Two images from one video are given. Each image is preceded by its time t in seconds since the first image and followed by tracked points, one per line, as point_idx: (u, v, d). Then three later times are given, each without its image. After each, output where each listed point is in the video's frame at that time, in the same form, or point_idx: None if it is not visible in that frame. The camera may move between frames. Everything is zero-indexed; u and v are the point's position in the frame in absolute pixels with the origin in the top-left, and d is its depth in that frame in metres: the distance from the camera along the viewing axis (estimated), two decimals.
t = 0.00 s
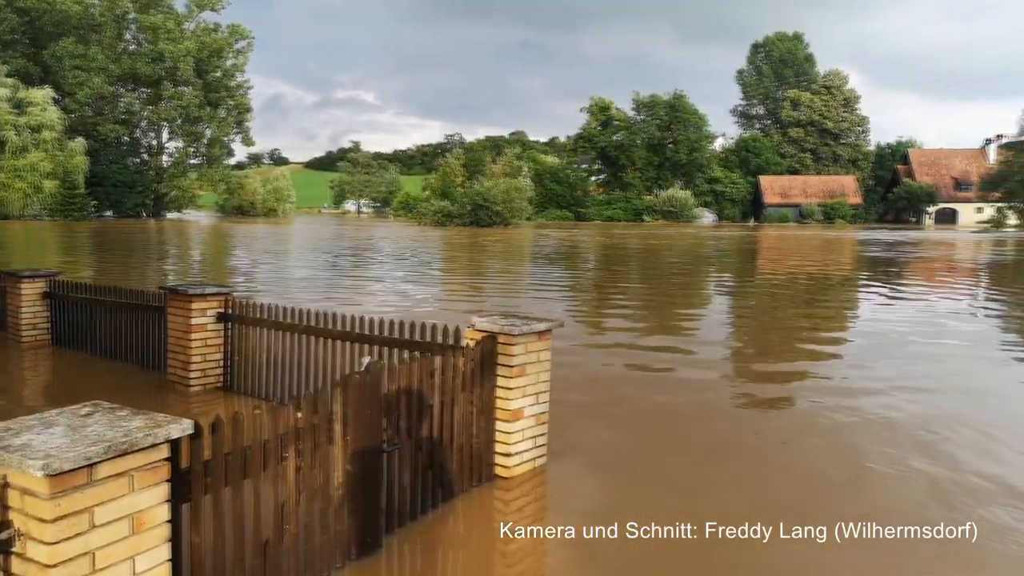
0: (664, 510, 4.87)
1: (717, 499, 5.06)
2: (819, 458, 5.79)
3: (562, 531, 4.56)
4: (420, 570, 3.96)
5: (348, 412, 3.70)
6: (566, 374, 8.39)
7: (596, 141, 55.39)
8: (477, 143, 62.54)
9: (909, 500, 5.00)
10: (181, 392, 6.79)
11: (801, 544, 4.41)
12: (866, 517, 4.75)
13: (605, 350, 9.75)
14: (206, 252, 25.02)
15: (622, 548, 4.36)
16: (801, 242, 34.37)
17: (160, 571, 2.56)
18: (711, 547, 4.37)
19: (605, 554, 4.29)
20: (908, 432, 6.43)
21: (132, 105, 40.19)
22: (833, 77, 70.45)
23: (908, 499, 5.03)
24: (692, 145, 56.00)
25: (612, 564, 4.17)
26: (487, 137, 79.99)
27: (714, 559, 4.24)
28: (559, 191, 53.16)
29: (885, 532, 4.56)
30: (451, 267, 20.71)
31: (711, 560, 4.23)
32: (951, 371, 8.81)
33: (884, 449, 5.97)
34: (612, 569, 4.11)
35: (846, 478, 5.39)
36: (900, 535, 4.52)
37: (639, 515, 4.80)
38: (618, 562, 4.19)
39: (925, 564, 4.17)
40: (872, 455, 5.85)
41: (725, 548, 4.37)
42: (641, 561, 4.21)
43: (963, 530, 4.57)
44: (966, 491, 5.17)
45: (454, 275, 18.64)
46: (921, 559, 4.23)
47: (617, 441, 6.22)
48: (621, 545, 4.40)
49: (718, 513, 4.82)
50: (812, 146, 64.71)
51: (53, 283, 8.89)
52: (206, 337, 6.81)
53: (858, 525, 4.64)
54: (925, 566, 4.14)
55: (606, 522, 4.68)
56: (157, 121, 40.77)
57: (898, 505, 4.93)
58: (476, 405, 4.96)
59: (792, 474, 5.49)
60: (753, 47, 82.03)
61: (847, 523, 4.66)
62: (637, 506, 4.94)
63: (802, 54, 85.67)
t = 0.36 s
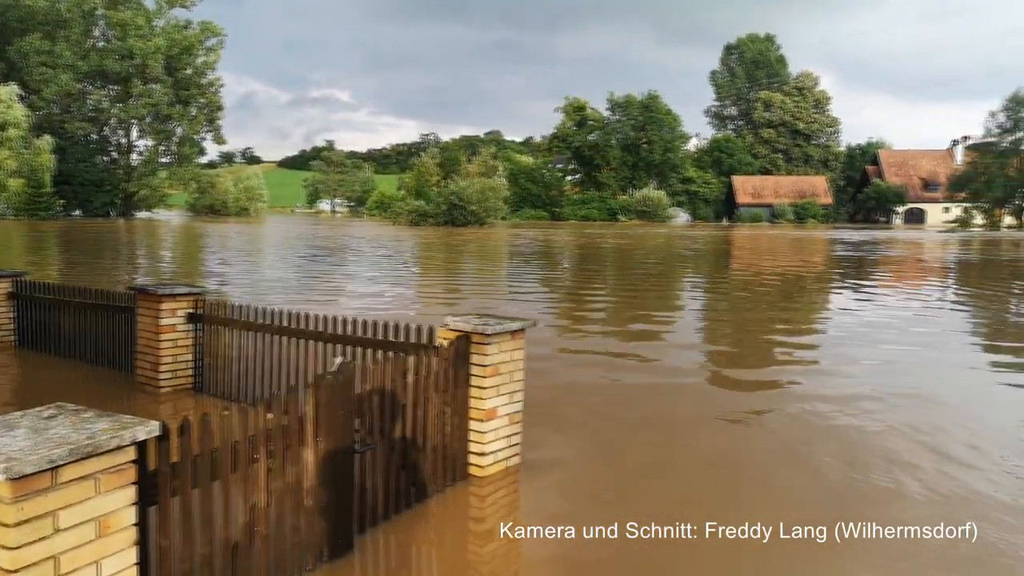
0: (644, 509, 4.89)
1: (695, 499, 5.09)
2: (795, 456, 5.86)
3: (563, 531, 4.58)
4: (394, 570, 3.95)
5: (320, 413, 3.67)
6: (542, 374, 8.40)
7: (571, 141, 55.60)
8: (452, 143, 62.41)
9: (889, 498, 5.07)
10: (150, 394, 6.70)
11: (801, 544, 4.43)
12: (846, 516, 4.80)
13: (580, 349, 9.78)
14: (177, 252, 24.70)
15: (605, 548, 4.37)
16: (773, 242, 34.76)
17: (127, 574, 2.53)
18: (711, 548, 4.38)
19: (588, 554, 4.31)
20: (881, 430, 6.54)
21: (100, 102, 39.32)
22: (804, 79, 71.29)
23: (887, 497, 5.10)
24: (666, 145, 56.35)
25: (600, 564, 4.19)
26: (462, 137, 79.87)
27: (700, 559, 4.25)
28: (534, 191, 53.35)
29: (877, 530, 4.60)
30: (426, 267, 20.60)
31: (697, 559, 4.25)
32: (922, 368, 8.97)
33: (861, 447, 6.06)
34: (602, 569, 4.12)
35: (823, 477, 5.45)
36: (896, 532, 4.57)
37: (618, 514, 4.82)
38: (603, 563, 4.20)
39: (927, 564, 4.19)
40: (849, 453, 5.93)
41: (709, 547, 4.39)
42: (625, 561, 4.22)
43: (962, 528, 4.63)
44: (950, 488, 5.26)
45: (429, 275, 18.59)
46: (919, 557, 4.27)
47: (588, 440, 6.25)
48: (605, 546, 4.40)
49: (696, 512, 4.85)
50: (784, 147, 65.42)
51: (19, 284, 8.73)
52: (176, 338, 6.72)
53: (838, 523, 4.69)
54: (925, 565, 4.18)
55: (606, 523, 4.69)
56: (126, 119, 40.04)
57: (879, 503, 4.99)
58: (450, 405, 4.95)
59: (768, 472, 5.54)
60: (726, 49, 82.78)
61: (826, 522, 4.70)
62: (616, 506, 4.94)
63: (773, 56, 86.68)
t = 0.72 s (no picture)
0: (630, 509, 4.91)
1: (669, 498, 5.12)
2: (767, 454, 5.92)
3: (561, 531, 4.59)
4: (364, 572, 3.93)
5: (287, 414, 3.63)
6: (514, 374, 8.39)
7: (543, 141, 55.70)
8: (425, 142, 62.19)
9: (867, 496, 5.13)
10: (115, 397, 6.58)
11: (801, 544, 4.45)
12: (819, 514, 4.84)
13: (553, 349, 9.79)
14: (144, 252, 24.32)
15: (583, 549, 4.37)
16: (743, 241, 35.13)
17: None
18: (711, 548, 4.39)
19: (566, 555, 4.30)
20: (849, 426, 6.65)
21: (64, 100, 38.30)
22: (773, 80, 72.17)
23: (864, 494, 5.16)
24: (638, 145, 56.68)
25: (588, 566, 4.18)
26: (434, 137, 79.66)
27: (681, 559, 4.26)
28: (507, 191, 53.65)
29: (869, 528, 4.63)
30: (398, 268, 20.49)
31: (677, 559, 4.27)
32: (888, 365, 9.13)
33: (836, 445, 6.14)
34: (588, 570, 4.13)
35: (796, 474, 5.51)
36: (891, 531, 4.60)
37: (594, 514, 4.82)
38: (583, 565, 4.19)
39: (930, 564, 4.20)
40: (822, 451, 6.00)
41: (687, 546, 4.41)
42: (604, 562, 4.22)
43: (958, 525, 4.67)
44: (936, 485, 5.32)
45: (402, 275, 18.51)
46: (920, 556, 4.29)
47: (560, 440, 6.25)
48: (583, 547, 4.40)
49: (668, 512, 4.87)
50: (754, 148, 66.14)
51: None
52: (141, 340, 6.61)
53: (812, 522, 4.73)
54: (927, 564, 4.20)
55: (607, 522, 4.70)
56: (91, 116, 39.14)
57: (855, 501, 5.04)
58: (421, 405, 4.93)
59: (741, 471, 5.58)
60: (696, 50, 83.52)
61: (800, 520, 4.75)
62: (592, 506, 4.95)
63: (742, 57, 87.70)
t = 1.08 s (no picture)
0: (624, 508, 4.93)
1: (646, 496, 5.14)
2: (741, 452, 5.97)
3: (562, 531, 4.60)
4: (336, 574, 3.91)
5: (257, 415, 3.59)
6: (491, 374, 8.40)
7: (519, 141, 55.80)
8: (400, 141, 61.98)
9: (851, 493, 5.17)
10: (82, 399, 6.47)
11: (802, 544, 4.46)
12: (795, 511, 4.89)
13: (528, 349, 9.81)
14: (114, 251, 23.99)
15: (563, 550, 4.37)
16: (716, 241, 35.47)
17: None
18: (708, 548, 4.41)
19: (547, 556, 4.30)
20: (820, 423, 6.73)
21: (30, 97, 36.80)
22: (746, 81, 72.86)
23: (844, 491, 5.22)
24: (613, 146, 56.96)
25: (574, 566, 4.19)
26: (409, 137, 79.44)
27: (664, 559, 4.28)
28: (482, 191, 53.85)
29: (860, 526, 4.67)
30: (373, 267, 20.40)
31: (660, 559, 4.29)
32: (857, 364, 9.24)
33: (813, 441, 6.21)
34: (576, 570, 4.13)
35: (771, 472, 5.56)
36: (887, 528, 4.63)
37: (572, 514, 4.84)
38: (564, 565, 4.19)
39: (933, 561, 4.22)
40: (798, 447, 6.07)
41: (669, 546, 4.43)
42: (586, 562, 4.23)
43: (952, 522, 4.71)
44: (922, 482, 5.38)
45: (377, 275, 18.46)
46: (920, 553, 4.32)
47: (534, 439, 6.26)
48: (565, 547, 4.40)
49: (643, 511, 4.90)
50: (727, 148, 66.82)
51: None
52: (108, 340, 6.50)
53: (789, 520, 4.77)
54: (930, 561, 4.22)
55: (602, 522, 4.71)
56: (59, 114, 37.60)
57: (833, 498, 5.09)
58: (394, 405, 4.90)
59: (716, 470, 5.62)
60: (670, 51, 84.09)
61: (777, 518, 4.79)
62: (571, 505, 4.96)
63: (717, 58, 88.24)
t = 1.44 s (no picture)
0: (614, 508, 4.96)
1: (620, 496, 5.15)
2: (714, 452, 6.02)
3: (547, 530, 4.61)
4: None
5: (226, 417, 3.55)
6: (465, 374, 8.39)
7: (494, 141, 55.83)
8: (374, 140, 61.67)
9: (834, 491, 5.23)
10: (47, 402, 6.36)
11: (794, 542, 4.48)
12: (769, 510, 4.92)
13: (502, 349, 9.81)
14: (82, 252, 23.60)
15: (538, 549, 4.39)
16: (690, 241, 35.75)
17: None
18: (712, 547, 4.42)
19: (523, 555, 4.31)
20: (793, 421, 6.82)
21: None
22: (719, 82, 73.43)
23: (824, 489, 5.27)
24: (587, 146, 57.14)
25: (554, 565, 4.20)
26: (384, 136, 79.01)
27: (641, 557, 4.29)
28: (457, 190, 53.95)
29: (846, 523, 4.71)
30: (348, 267, 20.28)
31: (634, 556, 4.31)
32: (827, 362, 9.39)
33: (787, 440, 6.29)
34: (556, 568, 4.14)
35: (745, 471, 5.60)
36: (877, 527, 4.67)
37: (549, 514, 4.84)
38: (539, 565, 4.20)
39: (930, 560, 4.24)
40: (772, 445, 6.13)
41: (644, 544, 4.45)
42: (560, 562, 4.23)
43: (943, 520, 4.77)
44: (903, 479, 5.46)
45: (351, 275, 18.37)
46: (916, 551, 4.35)
47: (507, 439, 6.28)
48: (542, 547, 4.41)
49: (617, 510, 4.91)
50: (700, 148, 67.36)
51: None
52: (74, 341, 6.39)
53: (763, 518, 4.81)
54: (927, 560, 4.26)
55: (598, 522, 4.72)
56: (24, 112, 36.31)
57: (807, 496, 5.14)
58: (366, 406, 4.87)
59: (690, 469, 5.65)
60: (644, 51, 84.41)
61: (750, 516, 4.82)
62: (548, 506, 4.96)
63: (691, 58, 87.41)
